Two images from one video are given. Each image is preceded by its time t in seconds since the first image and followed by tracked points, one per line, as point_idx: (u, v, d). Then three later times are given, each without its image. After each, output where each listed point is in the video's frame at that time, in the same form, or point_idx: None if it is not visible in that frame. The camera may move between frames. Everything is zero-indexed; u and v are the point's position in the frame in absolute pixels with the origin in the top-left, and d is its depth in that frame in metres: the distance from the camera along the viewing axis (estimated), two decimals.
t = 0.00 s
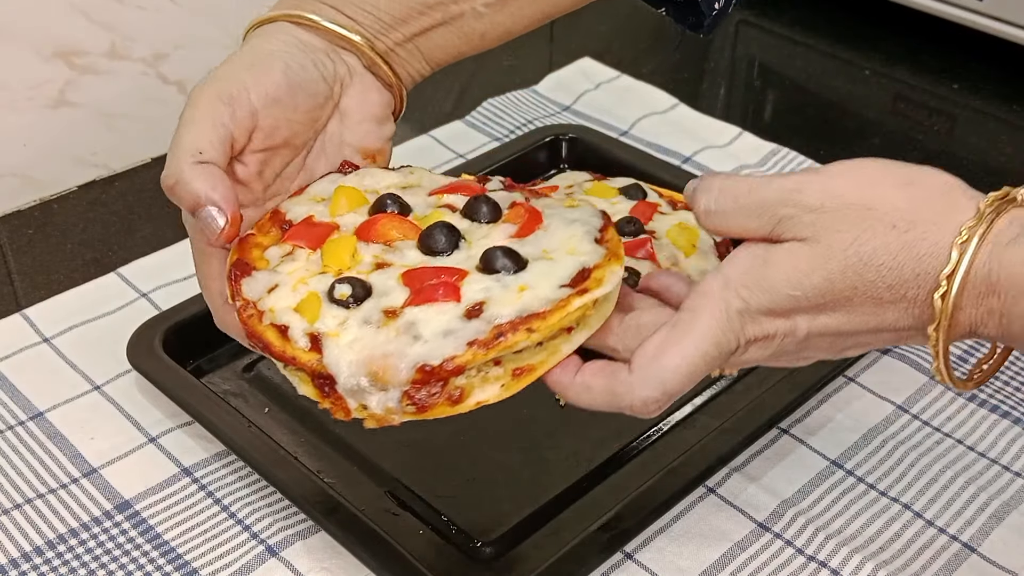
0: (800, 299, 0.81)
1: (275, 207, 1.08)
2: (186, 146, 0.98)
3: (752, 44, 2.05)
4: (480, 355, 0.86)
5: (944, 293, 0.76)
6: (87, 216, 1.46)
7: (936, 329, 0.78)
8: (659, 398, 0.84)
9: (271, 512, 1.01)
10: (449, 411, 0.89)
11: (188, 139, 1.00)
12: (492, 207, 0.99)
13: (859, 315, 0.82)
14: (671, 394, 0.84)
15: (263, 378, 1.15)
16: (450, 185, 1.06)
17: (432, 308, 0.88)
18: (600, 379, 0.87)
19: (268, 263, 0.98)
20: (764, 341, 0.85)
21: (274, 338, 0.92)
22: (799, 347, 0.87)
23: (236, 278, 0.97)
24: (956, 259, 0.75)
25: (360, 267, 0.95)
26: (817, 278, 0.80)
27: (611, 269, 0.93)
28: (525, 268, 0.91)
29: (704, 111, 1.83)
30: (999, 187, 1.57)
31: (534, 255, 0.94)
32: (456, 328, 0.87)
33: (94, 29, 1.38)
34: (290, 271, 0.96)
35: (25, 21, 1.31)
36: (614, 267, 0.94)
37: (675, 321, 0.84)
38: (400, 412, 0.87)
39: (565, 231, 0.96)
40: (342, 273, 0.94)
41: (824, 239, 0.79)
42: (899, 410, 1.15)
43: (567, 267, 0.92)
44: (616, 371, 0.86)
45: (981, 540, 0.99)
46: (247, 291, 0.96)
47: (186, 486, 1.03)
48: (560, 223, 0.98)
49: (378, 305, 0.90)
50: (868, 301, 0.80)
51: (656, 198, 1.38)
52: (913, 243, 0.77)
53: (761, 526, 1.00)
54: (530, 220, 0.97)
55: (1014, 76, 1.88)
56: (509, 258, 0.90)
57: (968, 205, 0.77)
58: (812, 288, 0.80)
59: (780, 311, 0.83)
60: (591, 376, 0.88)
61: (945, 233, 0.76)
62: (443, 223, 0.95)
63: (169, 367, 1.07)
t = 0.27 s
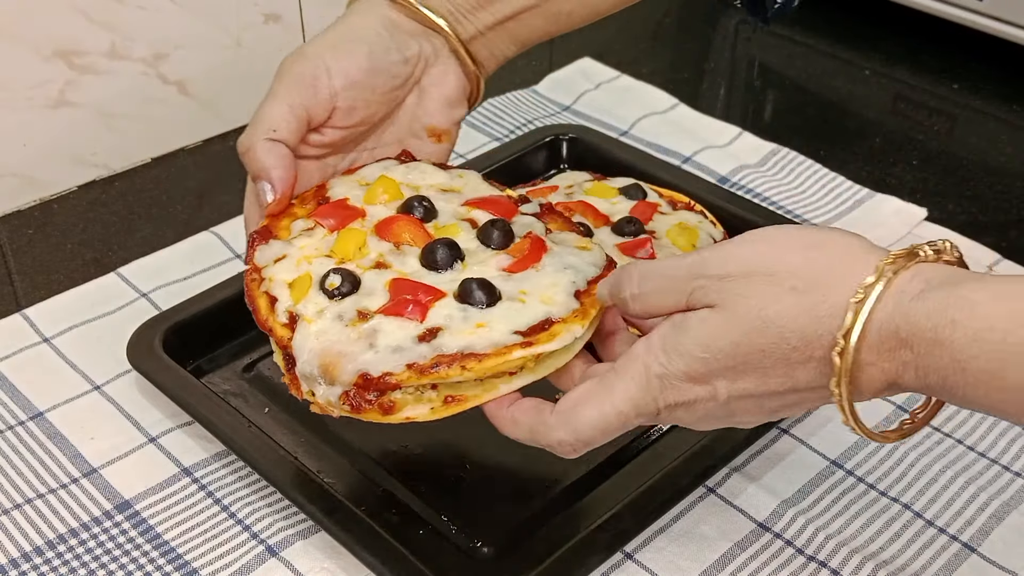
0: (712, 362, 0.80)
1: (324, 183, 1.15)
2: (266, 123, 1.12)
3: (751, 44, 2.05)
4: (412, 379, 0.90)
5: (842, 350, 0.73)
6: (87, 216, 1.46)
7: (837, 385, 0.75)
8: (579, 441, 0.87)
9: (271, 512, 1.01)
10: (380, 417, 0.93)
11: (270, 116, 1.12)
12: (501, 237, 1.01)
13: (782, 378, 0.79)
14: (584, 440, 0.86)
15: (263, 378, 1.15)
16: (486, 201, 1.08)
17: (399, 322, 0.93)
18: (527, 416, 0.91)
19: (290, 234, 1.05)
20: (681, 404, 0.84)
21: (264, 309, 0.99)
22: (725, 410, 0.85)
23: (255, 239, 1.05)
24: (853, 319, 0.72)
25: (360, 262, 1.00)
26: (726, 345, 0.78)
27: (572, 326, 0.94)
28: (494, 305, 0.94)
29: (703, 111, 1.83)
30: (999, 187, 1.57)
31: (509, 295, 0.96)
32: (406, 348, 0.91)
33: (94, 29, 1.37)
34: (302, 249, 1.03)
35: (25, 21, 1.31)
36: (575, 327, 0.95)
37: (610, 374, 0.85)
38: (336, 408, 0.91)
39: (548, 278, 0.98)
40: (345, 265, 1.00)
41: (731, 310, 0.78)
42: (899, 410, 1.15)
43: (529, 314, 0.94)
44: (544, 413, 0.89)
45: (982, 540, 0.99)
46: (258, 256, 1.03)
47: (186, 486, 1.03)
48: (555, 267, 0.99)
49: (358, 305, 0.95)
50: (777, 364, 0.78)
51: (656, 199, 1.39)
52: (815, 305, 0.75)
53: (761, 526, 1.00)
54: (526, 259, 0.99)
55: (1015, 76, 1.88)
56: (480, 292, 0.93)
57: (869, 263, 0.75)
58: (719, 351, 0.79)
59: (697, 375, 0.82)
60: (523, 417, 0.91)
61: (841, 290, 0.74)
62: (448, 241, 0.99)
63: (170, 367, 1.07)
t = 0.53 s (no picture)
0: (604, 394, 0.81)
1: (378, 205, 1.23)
2: (331, 151, 1.14)
3: (751, 44, 2.05)
4: (361, 405, 0.98)
5: (712, 373, 0.73)
6: (87, 216, 1.46)
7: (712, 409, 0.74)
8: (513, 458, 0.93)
9: (271, 512, 1.01)
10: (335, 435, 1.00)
11: (336, 145, 1.15)
12: (495, 292, 1.06)
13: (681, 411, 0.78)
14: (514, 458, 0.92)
15: (263, 379, 1.15)
16: (500, 255, 1.12)
17: (373, 354, 1.01)
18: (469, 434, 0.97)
19: (321, 254, 1.15)
20: (586, 440, 0.86)
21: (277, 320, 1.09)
22: (633, 449, 0.84)
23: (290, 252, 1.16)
24: (717, 343, 0.73)
25: (366, 294, 1.09)
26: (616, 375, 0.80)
27: (511, 380, 0.98)
28: (453, 351, 1.00)
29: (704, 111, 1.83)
30: (999, 187, 1.57)
31: (470, 343, 1.01)
32: (366, 378, 0.99)
33: (94, 29, 1.38)
34: (324, 272, 1.12)
35: (25, 22, 1.31)
36: (514, 380, 0.98)
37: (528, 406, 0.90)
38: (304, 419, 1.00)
39: (513, 333, 1.02)
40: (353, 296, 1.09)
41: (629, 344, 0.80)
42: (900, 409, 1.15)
43: (481, 362, 0.99)
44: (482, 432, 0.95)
45: (982, 540, 0.99)
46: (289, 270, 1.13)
47: (186, 486, 1.03)
48: (525, 324, 1.03)
49: (349, 334, 1.04)
50: (655, 394, 0.78)
51: (657, 199, 1.39)
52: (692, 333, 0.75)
53: (761, 526, 1.00)
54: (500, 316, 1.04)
55: (1015, 76, 1.88)
56: (445, 339, 0.99)
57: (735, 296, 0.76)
58: (611, 383, 0.80)
59: (599, 408, 0.82)
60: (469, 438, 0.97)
61: (709, 320, 0.75)
62: (445, 290, 1.06)
63: (170, 367, 1.07)
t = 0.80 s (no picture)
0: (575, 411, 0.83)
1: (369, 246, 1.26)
2: (319, 184, 1.15)
3: (751, 44, 2.04)
4: (331, 442, 1.00)
5: (675, 387, 0.75)
6: (87, 215, 1.46)
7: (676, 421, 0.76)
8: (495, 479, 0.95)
9: (271, 512, 1.01)
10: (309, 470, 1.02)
11: (323, 177, 1.15)
12: (473, 330, 1.09)
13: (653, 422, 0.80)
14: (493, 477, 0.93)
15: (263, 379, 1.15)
16: (481, 291, 1.15)
17: (349, 393, 1.04)
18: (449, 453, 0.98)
19: (310, 291, 1.17)
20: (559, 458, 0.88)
21: (264, 358, 1.12)
22: (608, 464, 0.86)
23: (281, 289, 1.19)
24: (678, 356, 0.75)
25: (350, 332, 1.12)
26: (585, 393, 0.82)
27: (473, 417, 1.00)
28: (422, 389, 1.02)
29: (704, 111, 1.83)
30: (998, 187, 1.57)
31: (438, 379, 1.03)
32: (339, 416, 1.01)
33: (94, 29, 1.38)
34: (311, 310, 1.15)
35: (25, 22, 1.31)
36: (477, 418, 1.00)
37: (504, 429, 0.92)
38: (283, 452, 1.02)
39: (480, 369, 1.04)
40: (336, 335, 1.12)
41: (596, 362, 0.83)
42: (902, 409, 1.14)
43: (448, 400, 1.01)
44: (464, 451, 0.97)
45: (982, 540, 0.99)
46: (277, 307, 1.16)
47: (186, 486, 1.03)
48: (493, 361, 1.05)
49: (328, 370, 1.07)
50: (624, 409, 0.80)
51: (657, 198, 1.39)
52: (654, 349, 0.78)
53: (761, 526, 1.00)
54: (474, 353, 1.07)
55: (1015, 76, 1.88)
56: (414, 376, 1.02)
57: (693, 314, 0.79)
58: (580, 401, 0.83)
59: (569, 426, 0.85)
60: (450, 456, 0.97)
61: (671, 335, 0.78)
62: (422, 330, 1.09)
63: (170, 367, 1.07)
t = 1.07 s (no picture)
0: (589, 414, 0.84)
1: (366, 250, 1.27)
2: (326, 178, 1.14)
3: (751, 44, 2.04)
4: (325, 441, 1.01)
5: (693, 387, 0.77)
6: (87, 215, 1.46)
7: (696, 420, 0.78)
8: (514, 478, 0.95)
9: (271, 512, 1.01)
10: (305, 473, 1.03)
11: (332, 170, 1.14)
12: (469, 332, 1.09)
13: (668, 417, 0.81)
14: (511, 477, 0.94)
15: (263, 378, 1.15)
16: (479, 294, 1.16)
17: (345, 392, 1.04)
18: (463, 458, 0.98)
19: (313, 289, 1.18)
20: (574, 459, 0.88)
21: (263, 356, 1.13)
22: (621, 460, 0.88)
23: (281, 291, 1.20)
24: (694, 356, 0.77)
25: (349, 333, 1.13)
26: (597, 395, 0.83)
27: (466, 420, 1.01)
28: (416, 392, 1.03)
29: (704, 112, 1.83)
30: (998, 187, 1.57)
31: (432, 382, 1.04)
32: (334, 416, 1.02)
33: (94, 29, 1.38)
34: (312, 311, 1.16)
35: (25, 22, 1.31)
36: (468, 422, 1.01)
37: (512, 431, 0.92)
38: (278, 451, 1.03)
39: (474, 372, 1.05)
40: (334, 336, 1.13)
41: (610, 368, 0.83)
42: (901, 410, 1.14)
43: (441, 402, 1.01)
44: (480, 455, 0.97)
45: (982, 540, 0.99)
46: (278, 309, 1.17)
47: (186, 486, 1.03)
48: (489, 365, 1.06)
49: (325, 370, 1.08)
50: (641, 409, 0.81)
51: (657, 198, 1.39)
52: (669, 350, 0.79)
53: (761, 526, 1.00)
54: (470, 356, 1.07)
55: (1015, 76, 1.88)
56: (408, 379, 1.02)
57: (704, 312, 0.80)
58: (593, 406, 0.84)
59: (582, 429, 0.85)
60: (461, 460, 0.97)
61: (685, 334, 0.79)
62: (419, 330, 1.09)
63: (170, 367, 1.07)
